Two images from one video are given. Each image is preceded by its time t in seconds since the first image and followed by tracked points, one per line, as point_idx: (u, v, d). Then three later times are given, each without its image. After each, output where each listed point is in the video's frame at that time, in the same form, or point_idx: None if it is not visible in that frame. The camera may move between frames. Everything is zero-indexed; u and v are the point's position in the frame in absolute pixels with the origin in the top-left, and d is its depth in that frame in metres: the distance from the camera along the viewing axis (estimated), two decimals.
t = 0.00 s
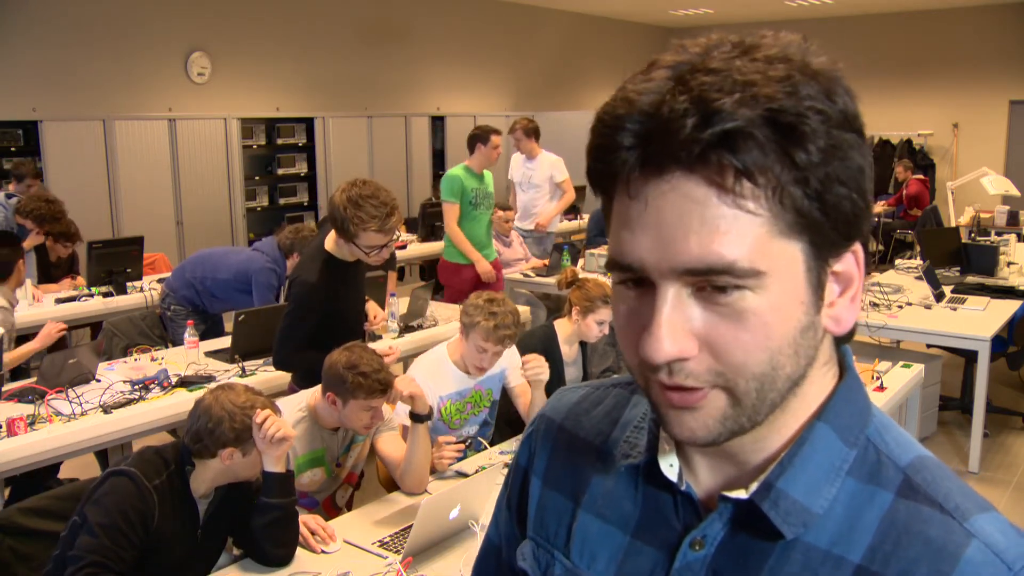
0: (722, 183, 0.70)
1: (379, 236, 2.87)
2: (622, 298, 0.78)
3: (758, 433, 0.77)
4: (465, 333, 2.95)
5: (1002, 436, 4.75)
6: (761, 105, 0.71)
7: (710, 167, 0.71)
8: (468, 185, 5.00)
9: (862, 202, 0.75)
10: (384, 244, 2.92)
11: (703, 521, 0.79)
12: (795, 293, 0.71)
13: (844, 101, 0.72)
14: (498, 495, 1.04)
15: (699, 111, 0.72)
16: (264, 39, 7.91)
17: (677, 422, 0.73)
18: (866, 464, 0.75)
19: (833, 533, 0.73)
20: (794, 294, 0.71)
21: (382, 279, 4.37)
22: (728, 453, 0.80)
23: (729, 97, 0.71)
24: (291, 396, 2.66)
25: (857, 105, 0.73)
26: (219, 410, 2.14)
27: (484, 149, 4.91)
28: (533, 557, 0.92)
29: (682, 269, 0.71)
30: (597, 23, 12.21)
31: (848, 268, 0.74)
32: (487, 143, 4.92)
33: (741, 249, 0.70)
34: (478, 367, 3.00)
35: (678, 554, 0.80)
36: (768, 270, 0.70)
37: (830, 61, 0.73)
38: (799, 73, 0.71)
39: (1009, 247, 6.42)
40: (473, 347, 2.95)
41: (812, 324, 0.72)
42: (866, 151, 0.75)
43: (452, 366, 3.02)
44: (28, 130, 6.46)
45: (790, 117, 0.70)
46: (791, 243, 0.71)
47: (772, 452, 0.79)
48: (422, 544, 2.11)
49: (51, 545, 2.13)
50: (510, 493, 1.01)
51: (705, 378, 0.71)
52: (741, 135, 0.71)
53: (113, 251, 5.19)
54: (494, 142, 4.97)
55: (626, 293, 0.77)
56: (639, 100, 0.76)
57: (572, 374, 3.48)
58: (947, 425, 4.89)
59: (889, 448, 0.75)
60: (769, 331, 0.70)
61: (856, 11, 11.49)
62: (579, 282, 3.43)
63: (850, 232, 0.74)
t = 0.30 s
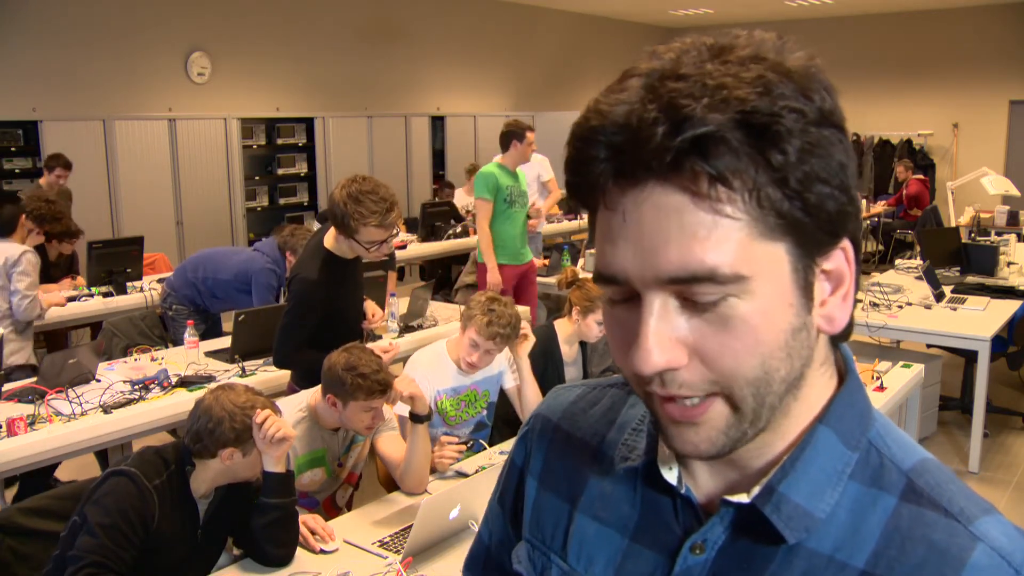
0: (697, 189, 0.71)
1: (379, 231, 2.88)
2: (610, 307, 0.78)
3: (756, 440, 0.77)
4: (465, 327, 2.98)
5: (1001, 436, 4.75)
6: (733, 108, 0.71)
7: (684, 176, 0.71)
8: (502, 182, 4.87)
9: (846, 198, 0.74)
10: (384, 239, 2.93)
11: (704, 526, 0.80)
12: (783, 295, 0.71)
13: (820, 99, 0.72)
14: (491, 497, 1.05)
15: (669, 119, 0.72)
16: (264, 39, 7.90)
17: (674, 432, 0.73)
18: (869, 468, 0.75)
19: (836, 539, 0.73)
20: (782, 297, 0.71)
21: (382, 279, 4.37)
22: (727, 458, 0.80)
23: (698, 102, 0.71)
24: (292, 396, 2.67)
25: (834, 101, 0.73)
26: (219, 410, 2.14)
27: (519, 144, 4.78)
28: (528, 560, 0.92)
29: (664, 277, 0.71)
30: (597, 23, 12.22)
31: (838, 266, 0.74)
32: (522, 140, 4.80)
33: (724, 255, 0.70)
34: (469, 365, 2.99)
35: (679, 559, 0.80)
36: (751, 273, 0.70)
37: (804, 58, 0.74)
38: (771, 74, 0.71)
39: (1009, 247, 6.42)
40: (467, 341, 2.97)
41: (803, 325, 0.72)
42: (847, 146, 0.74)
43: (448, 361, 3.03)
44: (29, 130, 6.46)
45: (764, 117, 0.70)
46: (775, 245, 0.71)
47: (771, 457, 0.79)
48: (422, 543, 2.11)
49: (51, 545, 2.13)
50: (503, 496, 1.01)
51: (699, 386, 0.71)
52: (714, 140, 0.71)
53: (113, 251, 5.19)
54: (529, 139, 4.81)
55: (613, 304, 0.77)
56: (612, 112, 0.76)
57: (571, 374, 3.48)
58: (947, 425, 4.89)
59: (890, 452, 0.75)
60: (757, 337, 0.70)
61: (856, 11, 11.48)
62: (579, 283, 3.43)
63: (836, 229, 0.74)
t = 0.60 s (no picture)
0: (674, 192, 0.71)
1: (382, 227, 2.89)
2: (596, 311, 0.78)
3: (746, 444, 0.77)
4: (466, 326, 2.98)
5: (1002, 436, 4.75)
6: (711, 110, 0.71)
7: (661, 179, 0.71)
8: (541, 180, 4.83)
9: (831, 198, 0.74)
10: (385, 234, 2.94)
11: (694, 530, 0.80)
12: (767, 298, 0.71)
13: (802, 99, 0.72)
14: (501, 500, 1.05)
15: (645, 122, 0.73)
16: (264, 39, 7.91)
17: (662, 435, 0.73)
18: (860, 474, 0.74)
19: (825, 544, 0.73)
20: (766, 299, 0.71)
21: (382, 279, 4.36)
22: (719, 462, 0.80)
23: (674, 104, 0.71)
24: (293, 396, 2.67)
25: (816, 101, 0.73)
26: (219, 411, 2.14)
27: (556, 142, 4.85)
28: (529, 562, 0.93)
29: (644, 281, 0.71)
30: (597, 23, 12.22)
31: (825, 266, 0.74)
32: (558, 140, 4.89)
33: (706, 258, 0.70)
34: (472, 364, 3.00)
35: (671, 563, 0.81)
36: (733, 276, 0.70)
37: (788, 58, 0.73)
38: (750, 74, 0.71)
39: (1009, 247, 6.42)
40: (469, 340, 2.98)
41: (789, 327, 0.72)
42: (832, 146, 0.74)
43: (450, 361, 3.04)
44: (29, 130, 6.46)
45: (741, 118, 0.70)
46: (757, 246, 0.71)
47: (762, 461, 0.79)
48: (422, 544, 2.11)
49: (51, 545, 2.13)
50: (511, 500, 1.02)
51: (683, 389, 0.71)
52: (690, 142, 0.71)
53: (113, 252, 5.18)
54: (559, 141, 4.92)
55: (599, 307, 0.78)
56: (592, 117, 0.77)
57: (571, 375, 3.48)
58: (947, 425, 4.89)
59: (883, 457, 0.74)
60: (740, 339, 0.70)
61: (856, 11, 11.48)
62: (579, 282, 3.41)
63: (820, 230, 0.73)
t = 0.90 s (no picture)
0: (683, 187, 0.71)
1: (384, 222, 2.89)
2: (605, 306, 0.78)
3: (753, 442, 0.77)
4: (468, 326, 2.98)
5: (1001, 436, 4.75)
6: (722, 106, 0.71)
7: (671, 173, 0.71)
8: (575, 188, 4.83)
9: (841, 199, 0.74)
10: (386, 230, 2.93)
11: (701, 528, 0.80)
12: (775, 296, 0.71)
13: (814, 99, 0.72)
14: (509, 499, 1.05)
15: (656, 116, 0.73)
16: (264, 39, 7.91)
17: (665, 431, 0.73)
18: (868, 471, 0.74)
19: (832, 542, 0.73)
20: (773, 298, 0.71)
21: (382, 279, 4.36)
22: (726, 460, 0.80)
23: (686, 99, 0.71)
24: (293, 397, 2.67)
25: (829, 100, 0.73)
26: (219, 411, 2.14)
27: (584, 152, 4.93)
28: (535, 559, 0.93)
29: (652, 275, 0.71)
30: (597, 23, 12.22)
31: (834, 267, 0.74)
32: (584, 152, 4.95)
33: (714, 254, 0.70)
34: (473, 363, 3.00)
35: (677, 561, 0.81)
36: (740, 272, 0.70)
37: (803, 58, 0.73)
38: (763, 72, 0.71)
39: (1008, 247, 6.42)
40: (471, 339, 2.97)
41: (795, 326, 0.72)
42: (843, 147, 0.74)
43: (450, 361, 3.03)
44: (28, 130, 6.45)
45: (754, 115, 0.70)
46: (766, 244, 0.71)
47: (768, 458, 0.79)
48: (422, 544, 2.11)
49: (51, 545, 2.13)
50: (518, 498, 1.02)
51: (687, 384, 0.71)
52: (701, 137, 0.71)
53: (113, 252, 5.18)
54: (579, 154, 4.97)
55: (608, 303, 0.78)
56: (604, 111, 0.77)
57: (572, 374, 3.48)
58: (947, 425, 4.89)
59: (891, 455, 0.74)
60: (748, 336, 0.70)
61: (856, 11, 11.48)
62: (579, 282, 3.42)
63: (829, 231, 0.73)
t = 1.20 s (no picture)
0: (712, 190, 0.70)
1: (361, 199, 2.92)
2: (619, 302, 0.78)
3: (761, 442, 0.77)
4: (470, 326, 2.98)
5: (1002, 436, 4.75)
6: (757, 109, 0.70)
7: (701, 174, 0.71)
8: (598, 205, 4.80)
9: (864, 209, 0.74)
10: (366, 210, 2.95)
11: (706, 528, 0.80)
12: (792, 302, 0.71)
13: (846, 106, 0.72)
14: (509, 497, 1.05)
15: (690, 115, 0.72)
16: (263, 39, 7.90)
17: (671, 428, 0.73)
18: (874, 471, 0.74)
19: (838, 543, 0.73)
20: (791, 303, 0.71)
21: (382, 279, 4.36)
22: (732, 459, 0.80)
23: (722, 101, 0.71)
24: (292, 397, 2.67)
25: (859, 109, 0.73)
26: (219, 412, 2.14)
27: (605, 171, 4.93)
28: (537, 560, 0.93)
29: (672, 275, 0.71)
30: (597, 23, 12.21)
31: (851, 276, 0.74)
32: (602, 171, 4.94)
33: (735, 256, 0.70)
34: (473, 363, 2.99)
35: (681, 561, 0.80)
36: (762, 278, 0.70)
37: (835, 63, 0.73)
38: (797, 77, 0.71)
39: (1008, 247, 6.42)
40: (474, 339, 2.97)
41: (810, 333, 0.72)
42: (869, 155, 0.74)
43: (451, 362, 3.03)
44: (28, 130, 6.43)
45: (788, 122, 0.70)
46: (788, 251, 0.71)
47: (774, 458, 0.78)
48: (423, 543, 2.11)
49: (50, 545, 2.12)
50: (519, 497, 1.01)
51: (699, 384, 0.71)
52: (733, 140, 0.70)
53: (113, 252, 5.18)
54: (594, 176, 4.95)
55: (621, 298, 0.78)
56: (634, 104, 0.75)
57: (571, 374, 3.47)
58: (947, 425, 4.89)
59: (898, 454, 0.74)
60: (763, 339, 0.70)
61: (856, 12, 11.49)
62: (579, 282, 3.42)
63: (850, 240, 0.73)
